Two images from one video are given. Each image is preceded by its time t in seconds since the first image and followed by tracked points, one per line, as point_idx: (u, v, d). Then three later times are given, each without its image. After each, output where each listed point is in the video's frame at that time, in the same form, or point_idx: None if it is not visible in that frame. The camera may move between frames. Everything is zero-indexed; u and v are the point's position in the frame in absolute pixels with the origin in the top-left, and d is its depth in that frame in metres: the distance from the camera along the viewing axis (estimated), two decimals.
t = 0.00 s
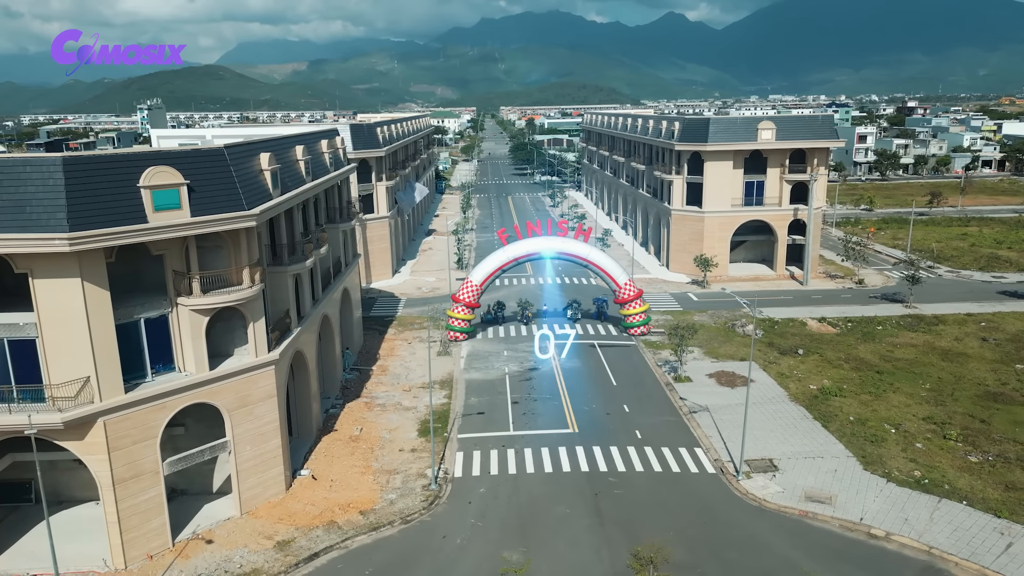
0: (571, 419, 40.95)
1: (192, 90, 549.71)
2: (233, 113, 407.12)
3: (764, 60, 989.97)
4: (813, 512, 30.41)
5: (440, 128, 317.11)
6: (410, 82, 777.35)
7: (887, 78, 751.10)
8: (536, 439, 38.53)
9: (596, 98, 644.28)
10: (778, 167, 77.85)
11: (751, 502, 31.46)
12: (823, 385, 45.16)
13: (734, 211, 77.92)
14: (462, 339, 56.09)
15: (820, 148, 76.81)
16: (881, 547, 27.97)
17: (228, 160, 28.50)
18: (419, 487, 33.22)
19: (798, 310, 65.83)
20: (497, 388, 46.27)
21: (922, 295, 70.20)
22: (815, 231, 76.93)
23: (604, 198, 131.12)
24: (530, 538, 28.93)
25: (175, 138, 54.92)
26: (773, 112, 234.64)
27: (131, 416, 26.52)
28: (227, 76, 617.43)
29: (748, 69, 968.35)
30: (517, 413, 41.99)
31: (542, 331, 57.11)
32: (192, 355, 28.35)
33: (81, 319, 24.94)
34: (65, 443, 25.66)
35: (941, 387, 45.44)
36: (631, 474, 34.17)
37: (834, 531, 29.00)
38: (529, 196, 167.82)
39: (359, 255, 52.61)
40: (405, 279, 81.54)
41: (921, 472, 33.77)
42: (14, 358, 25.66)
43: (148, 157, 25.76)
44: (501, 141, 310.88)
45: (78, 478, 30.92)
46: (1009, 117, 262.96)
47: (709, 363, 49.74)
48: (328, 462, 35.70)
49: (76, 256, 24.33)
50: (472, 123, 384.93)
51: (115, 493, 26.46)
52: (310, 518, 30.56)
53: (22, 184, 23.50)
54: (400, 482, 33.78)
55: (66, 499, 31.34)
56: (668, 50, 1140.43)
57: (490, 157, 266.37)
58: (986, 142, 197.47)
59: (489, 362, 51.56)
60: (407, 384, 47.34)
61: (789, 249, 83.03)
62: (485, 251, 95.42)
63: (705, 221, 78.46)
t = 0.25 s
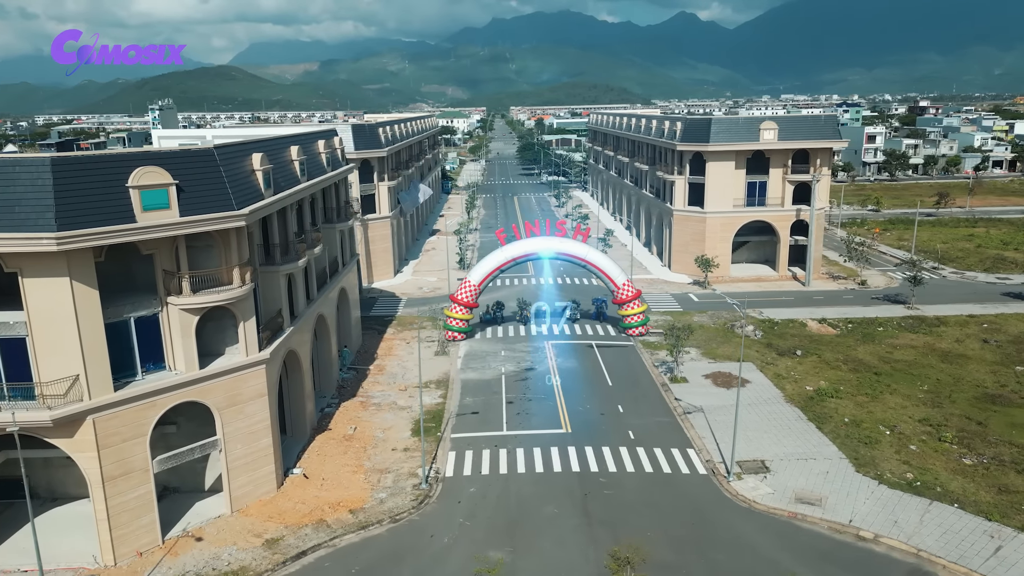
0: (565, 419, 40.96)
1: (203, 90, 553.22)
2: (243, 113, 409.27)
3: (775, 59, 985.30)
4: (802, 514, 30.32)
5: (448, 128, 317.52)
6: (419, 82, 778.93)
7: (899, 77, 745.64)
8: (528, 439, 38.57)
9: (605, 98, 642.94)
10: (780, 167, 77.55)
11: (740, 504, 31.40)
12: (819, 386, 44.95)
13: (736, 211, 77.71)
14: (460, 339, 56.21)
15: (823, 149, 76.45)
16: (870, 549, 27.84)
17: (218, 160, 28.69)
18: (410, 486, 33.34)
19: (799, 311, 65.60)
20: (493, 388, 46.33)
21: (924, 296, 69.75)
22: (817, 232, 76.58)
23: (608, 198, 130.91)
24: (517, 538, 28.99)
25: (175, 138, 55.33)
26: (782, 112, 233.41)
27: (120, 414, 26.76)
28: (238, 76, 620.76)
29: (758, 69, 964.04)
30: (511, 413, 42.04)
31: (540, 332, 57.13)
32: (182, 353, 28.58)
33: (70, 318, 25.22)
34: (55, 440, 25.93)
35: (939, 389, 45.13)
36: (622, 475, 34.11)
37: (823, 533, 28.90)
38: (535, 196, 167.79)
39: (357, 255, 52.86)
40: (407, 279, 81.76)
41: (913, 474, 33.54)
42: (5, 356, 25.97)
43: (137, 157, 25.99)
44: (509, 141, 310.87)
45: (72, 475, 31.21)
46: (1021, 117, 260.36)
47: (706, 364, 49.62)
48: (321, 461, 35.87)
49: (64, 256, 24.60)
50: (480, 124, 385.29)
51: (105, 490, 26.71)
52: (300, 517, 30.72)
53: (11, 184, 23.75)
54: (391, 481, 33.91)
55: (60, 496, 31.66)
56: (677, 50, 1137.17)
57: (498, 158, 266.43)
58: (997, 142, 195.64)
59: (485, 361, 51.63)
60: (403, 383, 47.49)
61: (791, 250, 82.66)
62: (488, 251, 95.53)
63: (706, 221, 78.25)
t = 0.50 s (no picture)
0: (558, 419, 40.98)
1: (214, 90, 556.51)
2: (254, 113, 411.63)
3: (785, 59, 980.42)
4: (791, 516, 30.23)
5: (457, 128, 317.91)
6: (429, 82, 780.39)
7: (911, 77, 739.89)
8: (521, 439, 38.61)
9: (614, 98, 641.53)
10: (783, 167, 77.21)
11: (729, 505, 31.34)
12: (815, 388, 44.74)
13: (738, 212, 77.45)
14: (458, 339, 56.33)
15: (826, 149, 76.08)
16: (857, 551, 27.73)
17: (208, 160, 28.93)
18: (400, 485, 33.44)
19: (799, 312, 65.32)
20: (488, 388, 46.37)
21: (927, 297, 69.26)
22: (820, 232, 76.19)
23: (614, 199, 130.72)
24: (503, 537, 29.03)
25: (176, 138, 55.74)
26: (791, 112, 232.06)
27: (110, 411, 27.01)
28: (248, 77, 624.03)
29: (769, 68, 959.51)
30: (505, 413, 42.08)
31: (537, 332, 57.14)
32: (172, 352, 28.82)
33: (59, 317, 25.51)
34: (45, 437, 26.22)
35: (937, 391, 44.80)
36: (612, 476, 34.08)
37: (810, 535, 28.81)
38: (541, 196, 167.81)
39: (355, 255, 53.10)
40: (409, 279, 81.98)
41: (905, 476, 33.33)
42: None
43: (126, 157, 26.24)
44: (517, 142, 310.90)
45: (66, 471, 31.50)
46: None
47: (703, 365, 49.50)
48: (313, 459, 36.06)
49: (54, 255, 24.88)
50: (489, 124, 385.67)
51: (94, 487, 26.98)
52: (289, 515, 30.90)
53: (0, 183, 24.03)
54: (381, 480, 34.03)
55: (54, 493, 31.97)
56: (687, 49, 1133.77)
57: (506, 158, 266.51)
58: (1009, 143, 193.75)
59: (482, 361, 51.71)
60: (399, 382, 47.64)
61: (794, 251, 82.29)
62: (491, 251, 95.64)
63: (708, 222, 78.04)
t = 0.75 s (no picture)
0: (552, 420, 40.98)
1: (225, 90, 559.79)
2: (265, 113, 414.07)
3: (797, 59, 975.28)
4: (780, 518, 30.13)
5: (466, 128, 318.22)
6: (439, 82, 781.67)
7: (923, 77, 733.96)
8: (514, 439, 38.64)
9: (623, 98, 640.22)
10: (786, 168, 76.81)
11: (719, 506, 31.25)
12: (812, 390, 44.54)
13: (741, 213, 77.18)
14: (456, 339, 56.44)
15: (830, 149, 75.64)
16: (845, 555, 27.59)
17: (199, 160, 29.15)
18: (391, 485, 33.54)
19: (800, 313, 65.03)
20: (484, 388, 46.41)
21: (930, 299, 68.80)
22: (823, 233, 75.81)
23: (619, 199, 130.52)
24: (490, 537, 29.07)
25: (177, 138, 56.10)
26: (801, 112, 230.85)
27: (100, 409, 27.26)
28: (259, 77, 627.17)
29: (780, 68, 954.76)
30: (499, 413, 42.14)
31: (536, 332, 57.17)
32: (162, 351, 29.04)
33: (49, 317, 25.78)
34: (35, 434, 26.49)
35: (935, 393, 44.49)
36: (603, 477, 34.03)
37: (799, 538, 28.68)
38: (547, 196, 167.85)
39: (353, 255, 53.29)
40: (411, 278, 82.21)
41: (898, 479, 33.12)
42: None
43: (116, 157, 26.46)
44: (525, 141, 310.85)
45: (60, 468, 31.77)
46: None
47: (700, 366, 49.39)
48: (306, 458, 36.22)
49: (43, 255, 25.13)
50: (498, 123, 385.86)
51: (85, 484, 27.24)
52: (279, 513, 31.05)
53: None
54: (373, 479, 34.14)
55: (49, 490, 32.24)
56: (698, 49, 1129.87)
57: (514, 158, 266.53)
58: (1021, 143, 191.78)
59: (479, 361, 51.80)
60: (396, 382, 47.79)
61: (798, 252, 81.91)
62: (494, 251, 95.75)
63: (711, 223, 77.79)
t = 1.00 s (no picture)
0: (547, 420, 40.99)
1: (238, 90, 563.50)
2: (277, 113, 415.93)
3: (809, 59, 969.05)
4: (769, 520, 30.03)
5: (476, 128, 318.70)
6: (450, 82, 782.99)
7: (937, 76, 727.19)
8: (507, 440, 38.69)
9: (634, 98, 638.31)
10: (790, 168, 76.41)
11: (708, 508, 31.18)
12: (809, 391, 44.30)
13: (744, 213, 76.82)
14: (456, 339, 56.54)
15: (834, 150, 75.17)
16: (832, 557, 27.47)
17: (190, 160, 29.39)
18: (382, 484, 33.66)
19: (802, 314, 64.66)
20: (480, 388, 46.47)
21: (935, 300, 68.21)
22: (827, 234, 75.33)
23: (625, 199, 130.22)
24: (478, 537, 29.12)
25: (180, 138, 56.54)
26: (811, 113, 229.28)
27: (91, 407, 27.56)
28: (271, 77, 630.85)
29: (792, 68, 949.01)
30: (494, 413, 42.19)
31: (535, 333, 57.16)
32: (154, 349, 29.30)
33: (40, 315, 26.08)
34: (27, 431, 26.81)
35: (935, 396, 44.13)
36: (594, 477, 34.00)
37: (787, 540, 28.57)
38: (554, 197, 167.68)
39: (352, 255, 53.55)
40: (414, 278, 82.45)
41: (891, 482, 32.87)
42: None
43: (107, 158, 26.75)
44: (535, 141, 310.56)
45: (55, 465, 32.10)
46: None
47: (698, 367, 49.21)
48: (299, 457, 36.42)
49: (34, 254, 25.45)
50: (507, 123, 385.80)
51: (76, 481, 27.53)
52: (270, 511, 31.24)
53: None
54: (364, 478, 34.28)
55: (44, 486, 32.58)
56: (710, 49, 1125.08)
57: (523, 158, 266.40)
58: None
59: (478, 361, 51.87)
60: (393, 382, 47.96)
61: (802, 253, 81.46)
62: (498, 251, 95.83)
63: (714, 223, 77.50)
